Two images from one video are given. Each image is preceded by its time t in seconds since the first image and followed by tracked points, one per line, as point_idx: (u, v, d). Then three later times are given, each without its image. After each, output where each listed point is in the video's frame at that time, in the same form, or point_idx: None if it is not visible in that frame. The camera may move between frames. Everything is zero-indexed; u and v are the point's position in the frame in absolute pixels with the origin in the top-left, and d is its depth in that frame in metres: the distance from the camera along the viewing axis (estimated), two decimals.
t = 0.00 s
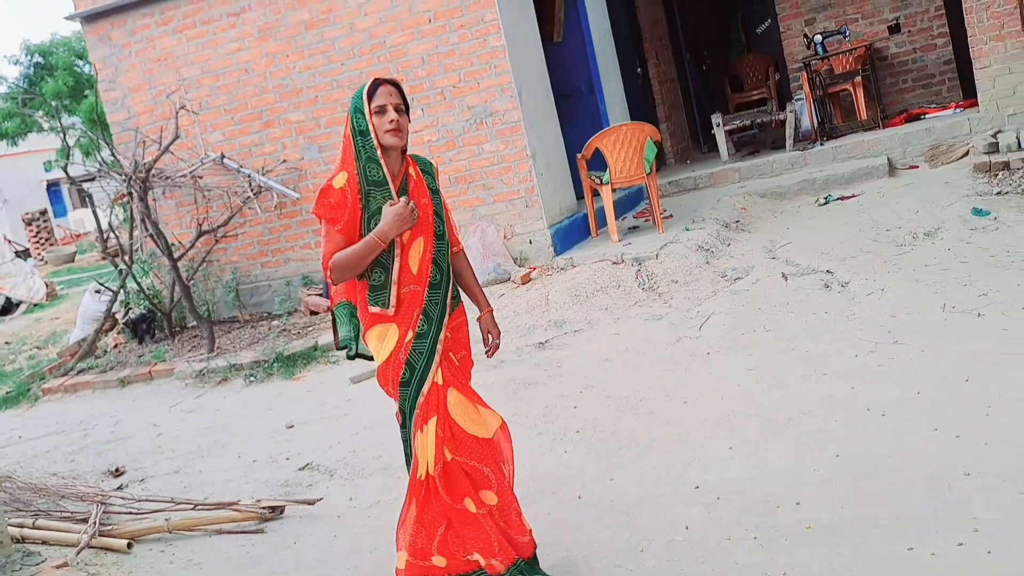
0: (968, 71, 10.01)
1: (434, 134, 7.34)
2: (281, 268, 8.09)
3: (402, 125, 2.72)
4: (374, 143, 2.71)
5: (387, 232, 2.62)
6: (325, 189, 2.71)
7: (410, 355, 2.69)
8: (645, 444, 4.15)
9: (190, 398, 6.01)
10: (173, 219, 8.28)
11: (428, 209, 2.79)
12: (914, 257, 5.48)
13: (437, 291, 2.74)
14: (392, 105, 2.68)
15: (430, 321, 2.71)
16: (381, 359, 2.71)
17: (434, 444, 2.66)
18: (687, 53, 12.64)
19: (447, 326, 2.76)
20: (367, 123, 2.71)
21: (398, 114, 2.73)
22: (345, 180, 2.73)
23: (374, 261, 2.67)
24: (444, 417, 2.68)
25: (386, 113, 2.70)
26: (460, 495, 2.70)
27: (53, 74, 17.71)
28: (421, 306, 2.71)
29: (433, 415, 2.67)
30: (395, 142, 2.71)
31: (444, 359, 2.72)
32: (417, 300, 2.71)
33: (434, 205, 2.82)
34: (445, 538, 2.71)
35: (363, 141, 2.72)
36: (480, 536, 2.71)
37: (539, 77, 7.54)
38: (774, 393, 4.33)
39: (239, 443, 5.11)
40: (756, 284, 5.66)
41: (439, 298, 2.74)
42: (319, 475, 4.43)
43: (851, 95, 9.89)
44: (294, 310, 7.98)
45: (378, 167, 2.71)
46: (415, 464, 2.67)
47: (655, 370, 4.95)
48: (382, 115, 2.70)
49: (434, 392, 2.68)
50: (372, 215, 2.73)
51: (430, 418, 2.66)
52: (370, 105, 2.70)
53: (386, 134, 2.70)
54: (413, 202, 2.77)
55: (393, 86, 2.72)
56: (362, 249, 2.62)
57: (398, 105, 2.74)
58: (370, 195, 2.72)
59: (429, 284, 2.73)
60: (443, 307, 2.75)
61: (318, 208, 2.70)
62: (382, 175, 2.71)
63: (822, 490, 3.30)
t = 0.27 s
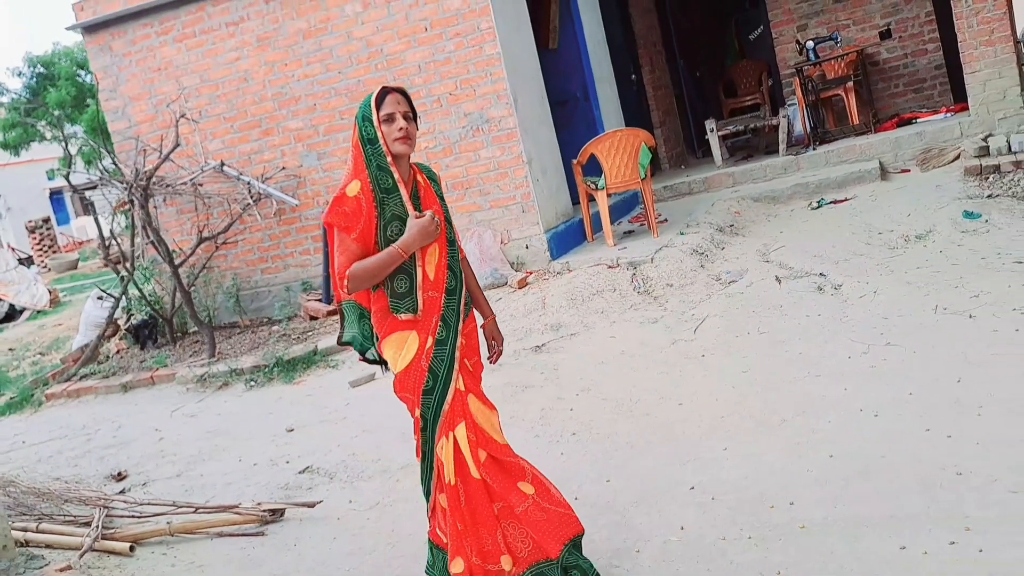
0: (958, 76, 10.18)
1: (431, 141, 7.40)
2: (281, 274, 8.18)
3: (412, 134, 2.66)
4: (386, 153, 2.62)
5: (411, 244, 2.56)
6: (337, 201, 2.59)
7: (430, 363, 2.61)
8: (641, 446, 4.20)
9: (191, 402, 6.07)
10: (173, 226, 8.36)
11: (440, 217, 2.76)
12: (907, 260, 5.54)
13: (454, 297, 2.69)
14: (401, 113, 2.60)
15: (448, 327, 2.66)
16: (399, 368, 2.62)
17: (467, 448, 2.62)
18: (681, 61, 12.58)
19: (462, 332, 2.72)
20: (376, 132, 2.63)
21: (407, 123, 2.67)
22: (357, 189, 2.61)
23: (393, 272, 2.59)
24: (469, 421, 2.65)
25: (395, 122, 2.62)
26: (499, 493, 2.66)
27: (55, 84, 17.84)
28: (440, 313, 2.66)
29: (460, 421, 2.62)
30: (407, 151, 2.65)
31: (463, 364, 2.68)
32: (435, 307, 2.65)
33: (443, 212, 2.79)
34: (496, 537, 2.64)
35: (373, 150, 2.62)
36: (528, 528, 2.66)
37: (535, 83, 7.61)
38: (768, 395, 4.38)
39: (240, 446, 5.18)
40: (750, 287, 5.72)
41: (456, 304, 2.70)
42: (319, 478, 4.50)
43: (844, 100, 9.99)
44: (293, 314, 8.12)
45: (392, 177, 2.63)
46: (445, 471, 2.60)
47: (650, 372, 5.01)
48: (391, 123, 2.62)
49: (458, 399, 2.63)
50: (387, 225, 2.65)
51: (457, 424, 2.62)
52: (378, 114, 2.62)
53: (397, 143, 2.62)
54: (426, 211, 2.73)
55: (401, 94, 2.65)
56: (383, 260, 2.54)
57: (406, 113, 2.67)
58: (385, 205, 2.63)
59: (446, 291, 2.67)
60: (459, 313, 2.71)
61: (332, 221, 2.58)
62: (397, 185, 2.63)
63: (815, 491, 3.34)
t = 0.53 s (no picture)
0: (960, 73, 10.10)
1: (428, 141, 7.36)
2: (278, 276, 8.16)
3: (421, 126, 2.57)
4: (396, 148, 2.53)
5: (433, 245, 2.50)
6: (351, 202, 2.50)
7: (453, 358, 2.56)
8: (639, 448, 4.16)
9: (188, 406, 6.04)
10: (170, 229, 8.35)
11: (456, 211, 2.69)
12: (908, 258, 5.50)
13: (473, 292, 2.66)
14: (408, 105, 2.52)
15: (469, 322, 2.61)
16: (421, 364, 2.55)
17: (489, 445, 2.55)
18: (680, 59, 12.55)
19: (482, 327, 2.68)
20: (383, 127, 2.55)
21: (415, 115, 2.58)
22: (370, 188, 2.52)
23: (416, 272, 2.54)
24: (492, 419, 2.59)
25: (402, 115, 2.54)
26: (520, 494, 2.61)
27: (51, 88, 17.79)
28: (462, 307, 2.61)
29: (484, 418, 2.57)
30: (418, 145, 2.56)
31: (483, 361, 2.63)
32: (457, 301, 2.60)
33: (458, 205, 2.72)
34: (515, 541, 2.58)
35: (382, 146, 2.54)
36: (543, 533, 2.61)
37: (532, 81, 7.56)
38: (767, 396, 4.34)
39: (237, 450, 5.15)
40: (749, 287, 5.68)
41: (476, 299, 2.66)
42: (316, 482, 4.47)
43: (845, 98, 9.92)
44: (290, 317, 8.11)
45: (405, 173, 2.54)
46: (469, 471, 2.54)
47: (649, 374, 4.98)
48: (399, 117, 2.54)
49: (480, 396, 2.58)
50: (403, 221, 2.55)
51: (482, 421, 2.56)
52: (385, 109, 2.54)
53: (406, 137, 2.53)
54: (442, 206, 2.65)
55: (407, 86, 2.56)
56: (405, 259, 2.49)
57: (414, 106, 2.58)
58: (400, 202, 2.54)
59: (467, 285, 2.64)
60: (479, 308, 2.67)
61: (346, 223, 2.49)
62: (411, 181, 2.54)
63: (815, 492, 3.31)
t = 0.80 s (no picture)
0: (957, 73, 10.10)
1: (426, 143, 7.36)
2: (276, 278, 8.17)
3: (431, 119, 2.58)
4: (407, 142, 2.54)
5: (447, 240, 2.47)
6: (365, 200, 2.50)
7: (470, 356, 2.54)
8: (638, 449, 4.16)
9: (187, 409, 6.05)
10: (168, 232, 8.36)
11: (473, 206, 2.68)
12: (905, 258, 5.50)
13: (493, 288, 2.62)
14: (417, 99, 2.54)
15: (488, 319, 2.59)
16: (437, 363, 2.55)
17: (501, 447, 2.54)
18: (678, 59, 12.58)
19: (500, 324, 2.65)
20: (393, 124, 2.56)
21: (425, 109, 2.59)
22: (383, 185, 2.52)
23: (435, 269, 2.51)
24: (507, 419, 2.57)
25: (412, 110, 2.56)
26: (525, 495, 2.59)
27: (49, 91, 17.78)
28: (481, 305, 2.58)
29: (500, 419, 2.55)
30: (429, 138, 2.57)
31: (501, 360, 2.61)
32: (476, 298, 2.57)
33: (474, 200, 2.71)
34: (511, 541, 2.55)
35: (393, 141, 2.55)
36: (544, 535, 2.59)
37: (530, 82, 7.56)
38: (766, 396, 4.34)
39: (236, 453, 5.15)
40: (747, 287, 5.68)
41: (496, 295, 2.62)
42: (314, 484, 4.47)
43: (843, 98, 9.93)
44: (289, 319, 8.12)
45: (418, 166, 2.54)
46: (478, 471, 2.53)
47: (647, 374, 4.98)
48: (408, 112, 2.56)
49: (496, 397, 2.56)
50: (419, 217, 2.54)
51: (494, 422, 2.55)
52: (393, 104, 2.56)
53: (417, 129, 2.54)
54: (458, 200, 2.65)
55: (414, 81, 2.58)
56: (422, 255, 2.46)
57: (422, 100, 2.60)
58: (416, 198, 2.54)
59: (486, 281, 2.60)
60: (499, 306, 2.64)
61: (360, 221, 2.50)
62: (424, 175, 2.54)
63: (814, 492, 3.30)
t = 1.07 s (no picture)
0: (953, 75, 10.11)
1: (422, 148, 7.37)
2: (274, 284, 8.19)
3: (445, 121, 2.58)
4: (421, 143, 2.54)
5: (460, 242, 2.44)
6: (377, 202, 2.50)
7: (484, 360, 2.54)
8: (634, 453, 4.16)
9: (185, 416, 6.05)
10: (166, 238, 8.38)
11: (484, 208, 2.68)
12: (901, 260, 5.51)
13: (507, 292, 2.62)
14: (431, 101, 2.54)
15: (503, 323, 2.58)
16: (452, 367, 2.54)
17: (511, 454, 2.53)
18: (675, 62, 12.60)
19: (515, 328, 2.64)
20: (406, 125, 2.56)
21: (438, 111, 2.59)
22: (395, 186, 2.51)
23: (450, 273, 2.51)
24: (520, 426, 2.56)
25: (426, 111, 2.56)
26: (530, 503, 2.57)
27: (47, 99, 17.82)
28: (495, 309, 2.58)
29: (511, 426, 2.54)
30: (442, 140, 2.57)
31: (516, 365, 2.60)
32: (491, 302, 2.57)
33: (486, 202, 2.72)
34: (508, 547, 2.54)
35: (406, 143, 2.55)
36: (544, 543, 2.59)
37: (527, 87, 7.57)
38: (762, 400, 4.35)
39: (233, 460, 5.15)
40: (743, 291, 5.69)
41: (510, 299, 2.62)
42: (311, 491, 4.47)
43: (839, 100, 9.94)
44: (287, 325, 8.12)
45: (431, 168, 2.54)
46: (485, 478, 2.53)
47: (644, 379, 4.98)
48: (422, 114, 2.56)
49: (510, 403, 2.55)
50: (433, 219, 2.54)
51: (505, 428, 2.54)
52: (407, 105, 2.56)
53: (431, 131, 2.54)
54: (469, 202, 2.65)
55: (428, 82, 2.58)
56: (436, 258, 2.44)
57: (436, 101, 2.60)
58: (428, 200, 2.53)
59: (500, 284, 2.60)
60: (513, 310, 2.64)
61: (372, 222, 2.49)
62: (437, 177, 2.55)
63: (810, 497, 3.30)
